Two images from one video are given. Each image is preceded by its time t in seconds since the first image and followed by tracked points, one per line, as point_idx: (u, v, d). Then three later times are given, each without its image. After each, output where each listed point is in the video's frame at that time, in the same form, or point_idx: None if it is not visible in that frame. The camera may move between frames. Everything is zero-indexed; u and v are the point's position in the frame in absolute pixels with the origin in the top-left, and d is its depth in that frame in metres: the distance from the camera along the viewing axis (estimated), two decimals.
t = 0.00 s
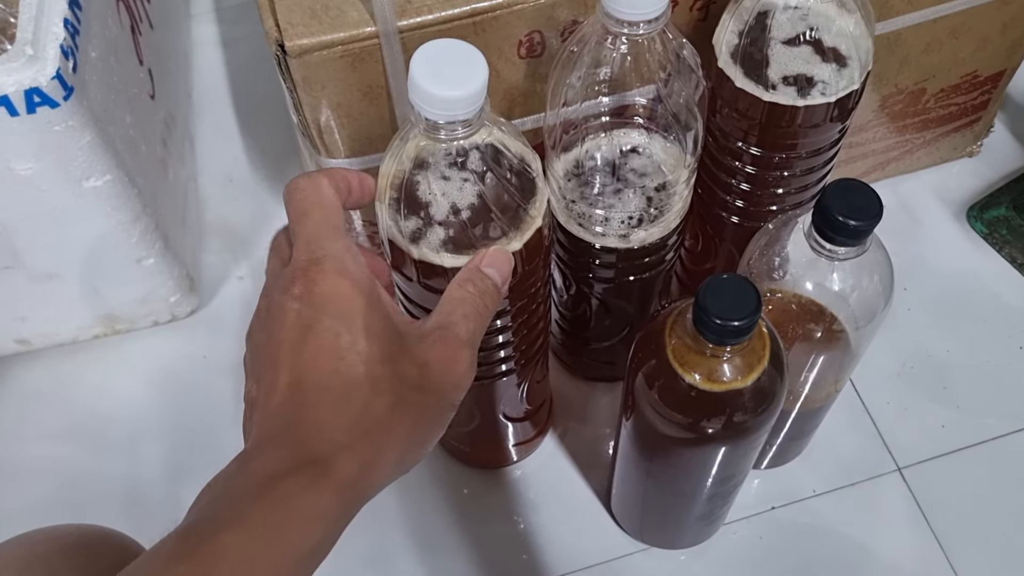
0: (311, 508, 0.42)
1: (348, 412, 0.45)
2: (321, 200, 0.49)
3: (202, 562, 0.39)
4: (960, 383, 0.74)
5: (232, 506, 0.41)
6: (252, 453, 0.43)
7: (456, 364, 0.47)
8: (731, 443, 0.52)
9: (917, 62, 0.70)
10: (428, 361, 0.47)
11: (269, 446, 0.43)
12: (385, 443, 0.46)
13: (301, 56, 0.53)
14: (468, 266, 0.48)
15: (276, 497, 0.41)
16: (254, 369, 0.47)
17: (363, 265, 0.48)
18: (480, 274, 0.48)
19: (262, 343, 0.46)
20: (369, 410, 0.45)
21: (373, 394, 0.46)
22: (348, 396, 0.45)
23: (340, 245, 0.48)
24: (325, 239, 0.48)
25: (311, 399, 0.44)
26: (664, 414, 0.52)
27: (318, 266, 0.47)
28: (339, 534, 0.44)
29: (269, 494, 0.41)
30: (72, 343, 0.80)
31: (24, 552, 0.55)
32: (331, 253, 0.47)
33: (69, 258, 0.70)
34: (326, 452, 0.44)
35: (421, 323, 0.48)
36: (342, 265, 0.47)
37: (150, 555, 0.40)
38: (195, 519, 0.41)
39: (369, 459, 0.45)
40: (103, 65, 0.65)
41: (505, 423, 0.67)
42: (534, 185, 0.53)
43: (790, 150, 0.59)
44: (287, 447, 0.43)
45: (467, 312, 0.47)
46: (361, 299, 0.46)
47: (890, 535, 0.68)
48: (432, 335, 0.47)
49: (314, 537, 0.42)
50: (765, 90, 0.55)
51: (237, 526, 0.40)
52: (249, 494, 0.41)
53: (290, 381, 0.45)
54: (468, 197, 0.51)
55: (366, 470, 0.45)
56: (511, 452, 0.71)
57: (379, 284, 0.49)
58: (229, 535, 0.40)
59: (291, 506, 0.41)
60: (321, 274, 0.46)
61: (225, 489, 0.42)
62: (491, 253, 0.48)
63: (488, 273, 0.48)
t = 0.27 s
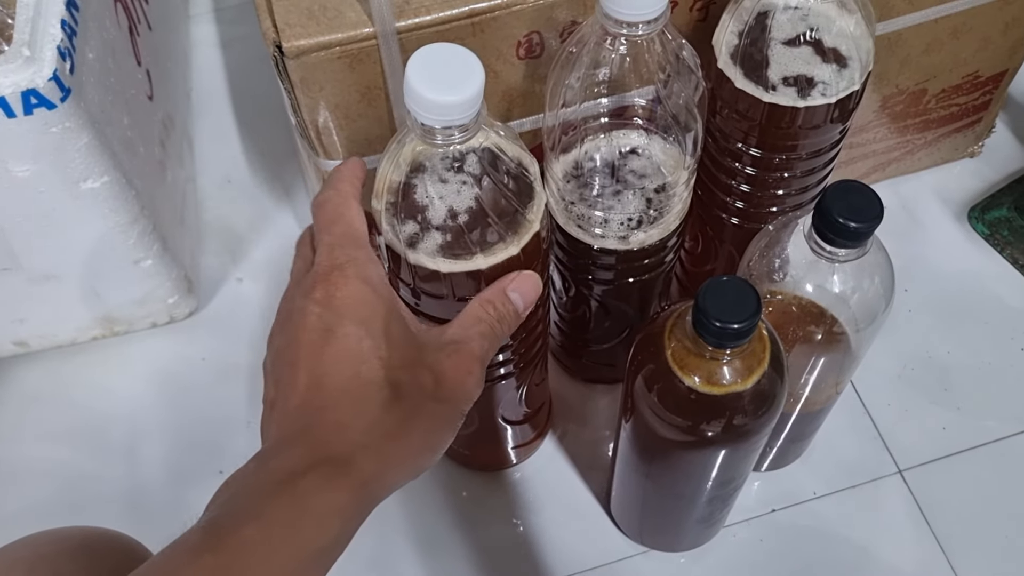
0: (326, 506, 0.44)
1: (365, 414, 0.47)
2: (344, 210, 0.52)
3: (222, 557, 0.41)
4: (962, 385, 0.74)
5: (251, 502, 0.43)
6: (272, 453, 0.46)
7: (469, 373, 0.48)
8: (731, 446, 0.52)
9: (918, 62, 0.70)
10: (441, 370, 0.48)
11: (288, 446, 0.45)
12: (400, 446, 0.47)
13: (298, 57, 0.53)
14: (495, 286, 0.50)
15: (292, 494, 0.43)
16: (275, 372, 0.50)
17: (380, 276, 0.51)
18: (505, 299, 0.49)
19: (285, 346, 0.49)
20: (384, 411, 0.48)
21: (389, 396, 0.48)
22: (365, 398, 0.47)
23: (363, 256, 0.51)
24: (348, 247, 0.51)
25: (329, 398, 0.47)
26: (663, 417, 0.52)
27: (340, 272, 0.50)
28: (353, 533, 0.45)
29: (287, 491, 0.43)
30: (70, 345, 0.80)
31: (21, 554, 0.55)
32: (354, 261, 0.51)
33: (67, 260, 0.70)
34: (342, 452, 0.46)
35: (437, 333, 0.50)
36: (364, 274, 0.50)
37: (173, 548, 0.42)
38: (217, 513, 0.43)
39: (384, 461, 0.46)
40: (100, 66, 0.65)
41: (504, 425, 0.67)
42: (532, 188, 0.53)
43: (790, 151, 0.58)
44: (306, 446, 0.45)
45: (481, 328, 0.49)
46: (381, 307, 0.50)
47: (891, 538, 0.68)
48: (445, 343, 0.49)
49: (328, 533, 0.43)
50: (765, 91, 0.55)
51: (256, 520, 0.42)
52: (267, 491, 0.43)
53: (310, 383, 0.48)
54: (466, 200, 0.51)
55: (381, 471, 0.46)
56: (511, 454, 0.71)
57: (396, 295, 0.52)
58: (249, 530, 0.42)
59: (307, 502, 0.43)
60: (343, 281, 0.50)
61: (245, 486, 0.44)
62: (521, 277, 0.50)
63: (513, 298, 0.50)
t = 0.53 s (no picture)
0: (330, 504, 0.43)
1: (366, 415, 0.47)
2: (351, 212, 0.53)
3: (224, 554, 0.40)
4: (961, 388, 0.74)
5: (254, 500, 0.42)
6: (273, 453, 0.45)
7: (464, 376, 0.50)
8: (729, 451, 0.52)
9: (917, 65, 0.69)
10: (440, 374, 0.50)
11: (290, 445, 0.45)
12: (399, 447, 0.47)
13: (294, 62, 0.52)
14: (482, 290, 0.50)
15: (296, 491, 0.43)
16: (276, 372, 0.49)
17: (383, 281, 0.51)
18: (491, 302, 0.50)
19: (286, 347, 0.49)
20: (385, 413, 0.48)
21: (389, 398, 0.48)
22: (367, 399, 0.47)
23: (368, 259, 0.51)
24: (353, 250, 0.51)
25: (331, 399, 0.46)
26: (661, 422, 0.52)
27: (344, 274, 0.50)
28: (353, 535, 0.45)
29: (290, 489, 0.42)
30: (67, 349, 0.80)
31: (18, 560, 0.55)
32: (357, 263, 0.50)
33: (64, 264, 0.70)
34: (344, 451, 0.45)
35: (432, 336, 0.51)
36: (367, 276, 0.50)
37: (172, 547, 0.40)
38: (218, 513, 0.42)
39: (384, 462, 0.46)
40: (97, 70, 0.65)
41: (502, 429, 0.67)
42: (529, 190, 0.53)
43: (788, 155, 0.58)
44: (308, 445, 0.45)
45: (476, 331, 0.50)
46: (383, 310, 0.49)
47: (890, 541, 0.67)
48: (444, 346, 0.50)
49: (331, 532, 0.43)
50: (763, 95, 0.55)
51: (258, 517, 0.41)
52: (271, 487, 0.42)
53: (312, 383, 0.47)
54: (462, 204, 0.51)
55: (380, 472, 0.46)
56: (509, 458, 0.71)
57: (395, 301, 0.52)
58: (252, 527, 0.41)
59: (311, 501, 0.43)
60: (346, 282, 0.49)
61: (246, 485, 0.43)
62: (509, 282, 0.50)
63: (500, 303, 0.50)
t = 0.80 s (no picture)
0: (332, 503, 0.43)
1: (368, 412, 0.47)
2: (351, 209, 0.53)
3: (225, 555, 0.40)
4: (967, 388, 0.73)
5: (254, 500, 0.42)
6: (275, 452, 0.45)
7: (468, 374, 0.49)
8: (735, 452, 0.52)
9: (923, 63, 0.69)
10: (444, 371, 0.49)
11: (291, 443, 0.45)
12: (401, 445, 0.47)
13: (298, 60, 0.52)
14: (490, 291, 0.50)
15: (297, 491, 0.43)
16: (276, 369, 0.49)
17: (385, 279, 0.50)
18: (499, 305, 0.49)
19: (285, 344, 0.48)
20: (387, 410, 0.47)
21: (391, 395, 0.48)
22: (369, 396, 0.47)
23: (366, 257, 0.51)
24: (353, 250, 0.51)
25: (332, 398, 0.46)
26: (667, 423, 0.51)
27: (342, 271, 0.50)
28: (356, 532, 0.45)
29: (290, 488, 0.43)
30: (69, 348, 0.80)
31: (20, 560, 0.54)
32: (356, 261, 0.50)
33: (66, 263, 0.69)
34: (346, 450, 0.45)
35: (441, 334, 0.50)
36: (368, 273, 0.50)
37: (173, 546, 0.41)
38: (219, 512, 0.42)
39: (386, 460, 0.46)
40: (100, 67, 0.65)
41: (507, 429, 0.67)
42: (535, 189, 0.52)
43: (794, 154, 0.58)
44: (308, 444, 0.45)
45: (480, 330, 0.49)
46: (384, 307, 0.49)
47: (896, 542, 0.67)
48: (447, 343, 0.49)
49: (332, 531, 0.43)
50: (769, 93, 0.55)
51: (259, 517, 0.42)
52: (272, 487, 0.42)
53: (312, 381, 0.47)
54: (469, 202, 0.50)
55: (382, 470, 0.46)
56: (513, 459, 0.70)
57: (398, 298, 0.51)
58: (253, 527, 0.41)
59: (312, 500, 0.43)
60: (347, 280, 0.49)
61: (247, 485, 0.43)
62: (518, 284, 0.50)
63: (507, 304, 0.50)
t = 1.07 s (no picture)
0: (342, 517, 0.44)
1: (377, 425, 0.48)
2: (356, 218, 0.52)
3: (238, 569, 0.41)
4: (969, 389, 0.73)
5: (268, 513, 0.43)
6: (287, 465, 0.46)
7: (476, 385, 0.49)
8: (738, 454, 0.51)
9: (925, 64, 0.69)
10: (453, 383, 0.49)
11: (302, 455, 0.46)
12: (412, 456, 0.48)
13: (300, 61, 0.52)
14: (499, 294, 0.49)
15: (310, 505, 0.44)
16: (284, 380, 0.50)
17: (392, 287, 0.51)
18: (508, 311, 0.49)
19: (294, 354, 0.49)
20: (397, 423, 0.48)
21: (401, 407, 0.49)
22: (378, 409, 0.48)
23: (375, 265, 0.51)
24: (362, 258, 0.51)
25: (342, 409, 0.47)
26: (669, 425, 0.51)
27: (350, 280, 0.50)
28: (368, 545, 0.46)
29: (302, 503, 0.44)
30: (69, 349, 0.80)
31: (20, 564, 0.54)
32: (364, 270, 0.51)
33: (66, 264, 0.69)
34: (357, 463, 0.46)
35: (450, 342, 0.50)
36: (376, 282, 0.50)
37: (188, 556, 0.42)
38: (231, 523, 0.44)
39: (397, 471, 0.47)
40: (100, 68, 0.64)
41: (508, 431, 0.67)
42: (538, 191, 0.52)
43: (797, 155, 0.58)
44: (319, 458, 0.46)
45: (489, 340, 0.49)
46: (393, 318, 0.50)
47: (898, 544, 0.67)
48: (455, 355, 0.49)
49: (344, 545, 0.44)
50: (772, 95, 0.54)
51: (271, 532, 0.43)
52: (284, 502, 0.44)
53: (321, 393, 0.48)
54: (471, 204, 0.50)
55: (393, 483, 0.47)
56: (514, 461, 0.70)
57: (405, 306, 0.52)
58: (266, 540, 0.42)
59: (325, 514, 0.44)
60: (355, 290, 0.50)
61: (261, 497, 0.44)
62: (526, 287, 0.50)
63: (516, 308, 0.49)
